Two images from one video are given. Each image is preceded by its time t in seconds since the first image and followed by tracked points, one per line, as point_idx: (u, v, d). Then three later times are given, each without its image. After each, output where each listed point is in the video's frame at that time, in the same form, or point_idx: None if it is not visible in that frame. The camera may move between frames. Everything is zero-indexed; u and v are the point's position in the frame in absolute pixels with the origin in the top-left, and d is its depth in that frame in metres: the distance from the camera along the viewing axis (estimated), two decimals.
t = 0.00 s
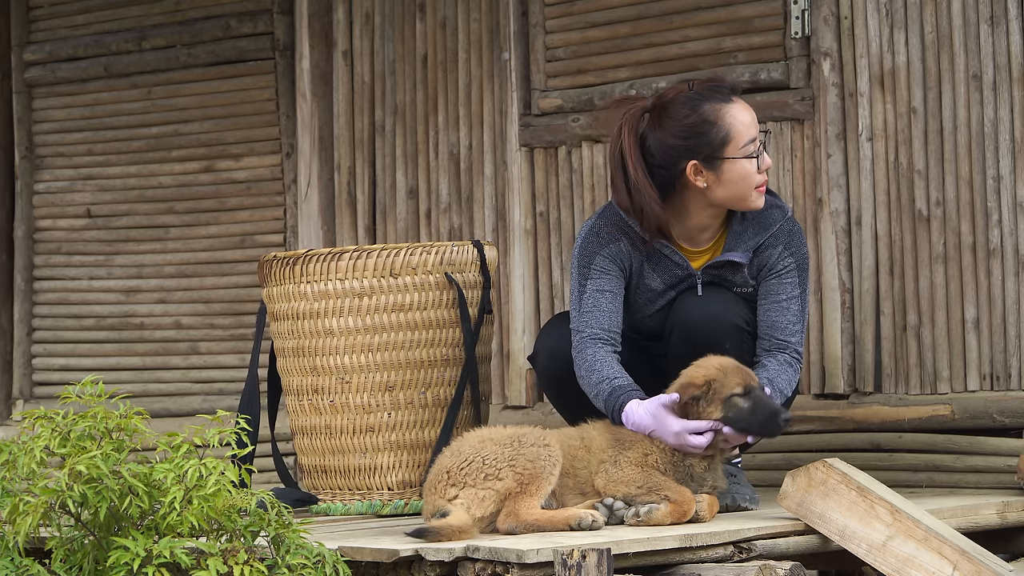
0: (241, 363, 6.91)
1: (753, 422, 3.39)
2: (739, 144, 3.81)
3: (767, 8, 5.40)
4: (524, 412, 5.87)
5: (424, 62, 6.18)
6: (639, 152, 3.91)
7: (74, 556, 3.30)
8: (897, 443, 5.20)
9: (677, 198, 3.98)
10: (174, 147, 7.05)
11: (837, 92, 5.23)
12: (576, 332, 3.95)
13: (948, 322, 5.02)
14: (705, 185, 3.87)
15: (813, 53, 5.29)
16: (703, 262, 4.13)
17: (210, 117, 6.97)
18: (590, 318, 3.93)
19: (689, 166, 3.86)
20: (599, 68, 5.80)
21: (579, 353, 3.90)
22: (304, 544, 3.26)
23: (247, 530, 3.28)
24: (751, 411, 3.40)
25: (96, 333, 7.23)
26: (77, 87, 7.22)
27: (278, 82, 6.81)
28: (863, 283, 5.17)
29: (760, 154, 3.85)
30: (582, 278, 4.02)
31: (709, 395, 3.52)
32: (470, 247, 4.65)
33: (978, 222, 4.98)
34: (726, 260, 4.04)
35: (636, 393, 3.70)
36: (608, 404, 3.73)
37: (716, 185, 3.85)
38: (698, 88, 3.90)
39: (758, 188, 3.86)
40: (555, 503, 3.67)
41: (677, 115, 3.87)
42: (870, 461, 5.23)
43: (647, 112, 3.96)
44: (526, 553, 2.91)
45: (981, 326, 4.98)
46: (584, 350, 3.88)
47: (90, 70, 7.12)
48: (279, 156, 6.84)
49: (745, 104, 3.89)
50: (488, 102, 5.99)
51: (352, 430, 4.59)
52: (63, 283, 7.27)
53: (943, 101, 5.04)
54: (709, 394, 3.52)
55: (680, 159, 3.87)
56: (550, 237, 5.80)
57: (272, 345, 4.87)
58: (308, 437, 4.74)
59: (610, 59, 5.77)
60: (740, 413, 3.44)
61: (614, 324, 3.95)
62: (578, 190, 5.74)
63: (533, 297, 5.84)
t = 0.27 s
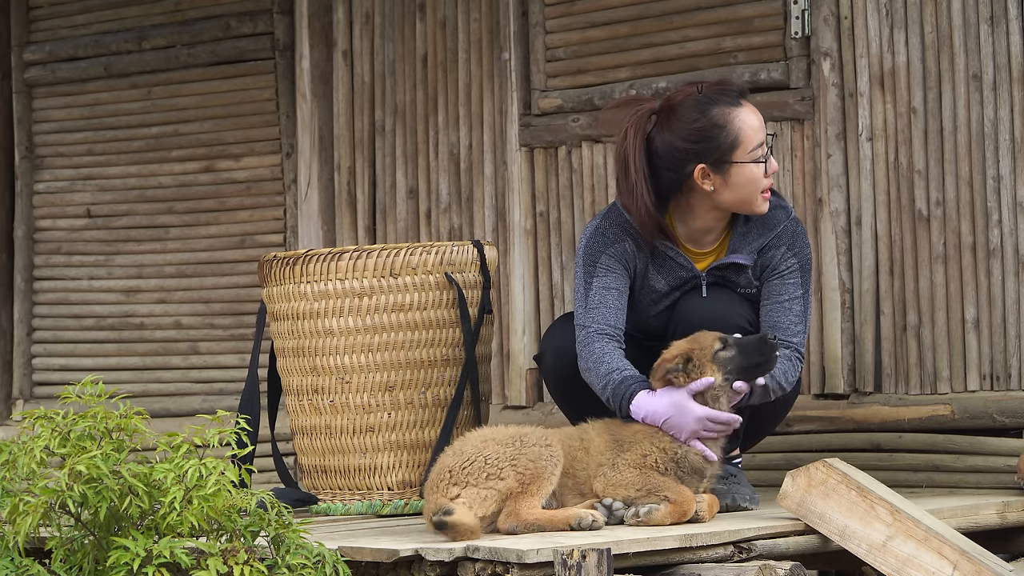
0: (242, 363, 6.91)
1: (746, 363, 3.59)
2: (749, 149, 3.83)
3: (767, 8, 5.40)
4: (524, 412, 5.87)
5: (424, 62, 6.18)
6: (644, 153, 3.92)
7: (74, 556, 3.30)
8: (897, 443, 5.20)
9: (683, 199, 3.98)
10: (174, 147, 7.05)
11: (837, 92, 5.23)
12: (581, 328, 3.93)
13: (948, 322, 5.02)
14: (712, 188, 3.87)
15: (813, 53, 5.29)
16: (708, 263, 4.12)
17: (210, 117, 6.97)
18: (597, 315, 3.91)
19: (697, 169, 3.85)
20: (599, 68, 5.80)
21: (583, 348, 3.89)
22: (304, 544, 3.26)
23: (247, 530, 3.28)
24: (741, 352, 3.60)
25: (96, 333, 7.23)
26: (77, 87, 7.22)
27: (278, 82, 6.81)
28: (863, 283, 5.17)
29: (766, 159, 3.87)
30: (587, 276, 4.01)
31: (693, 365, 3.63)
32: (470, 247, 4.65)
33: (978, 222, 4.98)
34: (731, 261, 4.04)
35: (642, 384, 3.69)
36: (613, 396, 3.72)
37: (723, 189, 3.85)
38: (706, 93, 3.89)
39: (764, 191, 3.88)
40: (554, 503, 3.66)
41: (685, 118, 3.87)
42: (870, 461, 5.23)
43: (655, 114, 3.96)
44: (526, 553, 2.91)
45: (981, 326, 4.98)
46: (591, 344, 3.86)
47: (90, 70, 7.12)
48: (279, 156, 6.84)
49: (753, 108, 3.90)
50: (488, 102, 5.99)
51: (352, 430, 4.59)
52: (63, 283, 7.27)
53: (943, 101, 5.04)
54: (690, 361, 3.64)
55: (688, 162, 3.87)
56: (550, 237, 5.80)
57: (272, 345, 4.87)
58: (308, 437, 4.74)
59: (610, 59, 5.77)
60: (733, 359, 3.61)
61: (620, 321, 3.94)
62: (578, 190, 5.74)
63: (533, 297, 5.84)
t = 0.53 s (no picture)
0: (242, 363, 6.91)
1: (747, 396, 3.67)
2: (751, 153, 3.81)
3: (767, 8, 5.40)
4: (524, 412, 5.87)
5: (424, 62, 6.18)
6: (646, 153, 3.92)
7: (74, 556, 3.30)
8: (897, 443, 5.20)
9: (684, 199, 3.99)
10: (174, 147, 7.05)
11: (837, 92, 5.23)
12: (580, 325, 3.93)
13: (948, 322, 5.02)
14: (715, 188, 3.86)
15: (813, 53, 5.29)
16: (709, 264, 4.13)
17: (210, 117, 6.97)
18: (597, 312, 3.92)
19: (699, 170, 3.85)
20: (599, 68, 5.80)
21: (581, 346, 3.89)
22: (304, 544, 3.26)
23: (247, 530, 3.28)
24: (746, 382, 3.68)
25: (96, 333, 7.23)
26: (77, 87, 7.22)
27: (278, 82, 6.81)
28: (863, 283, 5.17)
29: (769, 159, 3.85)
30: (588, 274, 4.03)
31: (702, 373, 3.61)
32: (470, 247, 4.65)
33: (978, 222, 4.98)
34: (732, 263, 4.05)
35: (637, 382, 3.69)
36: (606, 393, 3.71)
37: (725, 189, 3.85)
38: (711, 94, 3.89)
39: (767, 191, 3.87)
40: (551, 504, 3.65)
41: (689, 119, 3.87)
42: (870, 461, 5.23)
43: (658, 115, 3.96)
44: (526, 553, 2.91)
45: (981, 326, 4.98)
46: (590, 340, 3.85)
47: (90, 70, 7.12)
48: (279, 156, 6.84)
49: (756, 109, 3.89)
50: (488, 102, 5.99)
51: (352, 430, 4.59)
52: (63, 283, 7.28)
53: (943, 101, 5.04)
54: (700, 370, 3.61)
55: (690, 163, 3.87)
56: (550, 237, 5.80)
57: (272, 345, 4.87)
58: (308, 437, 4.74)
59: (610, 59, 5.77)
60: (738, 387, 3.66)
61: (620, 320, 3.94)
62: (578, 190, 5.74)
63: (533, 298, 5.84)
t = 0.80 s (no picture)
0: (242, 362, 6.91)
1: (746, 458, 3.60)
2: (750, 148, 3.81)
3: (767, 8, 5.40)
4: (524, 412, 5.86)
5: (424, 62, 6.18)
6: (645, 153, 3.93)
7: (74, 556, 3.30)
8: (898, 443, 5.19)
9: (684, 198, 3.99)
10: (174, 147, 7.05)
11: (837, 92, 5.23)
12: (580, 324, 3.90)
13: (948, 322, 5.02)
14: (713, 187, 3.87)
15: (813, 53, 5.29)
16: (710, 263, 4.12)
17: (210, 117, 6.97)
18: (598, 312, 3.90)
19: (697, 168, 3.86)
20: (599, 68, 5.80)
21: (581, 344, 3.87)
22: (304, 544, 3.26)
23: (247, 530, 3.28)
24: (759, 447, 3.59)
25: (96, 333, 7.23)
26: (77, 87, 7.22)
27: (278, 82, 6.81)
28: (863, 283, 5.17)
29: (768, 156, 3.85)
30: (590, 273, 4.01)
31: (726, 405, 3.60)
32: (470, 247, 4.65)
33: (978, 222, 4.98)
34: (733, 261, 4.06)
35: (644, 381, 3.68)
36: (613, 392, 3.69)
37: (724, 187, 3.85)
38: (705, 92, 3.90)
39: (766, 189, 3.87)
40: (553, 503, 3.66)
41: (686, 117, 3.87)
42: (870, 461, 5.23)
43: (656, 114, 3.97)
44: (526, 553, 2.91)
45: (981, 326, 4.98)
46: (592, 339, 3.84)
47: (90, 70, 7.12)
48: (279, 156, 6.84)
49: (753, 106, 3.89)
50: (488, 102, 5.99)
51: (352, 430, 4.59)
52: (63, 283, 7.28)
53: (942, 101, 5.04)
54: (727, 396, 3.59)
55: (689, 161, 3.87)
56: (550, 237, 5.80)
57: (272, 345, 4.87)
58: (308, 437, 4.74)
59: (610, 59, 5.77)
60: (745, 443, 3.59)
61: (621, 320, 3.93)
62: (578, 190, 5.74)
63: (533, 298, 5.84)
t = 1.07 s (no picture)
0: (242, 363, 6.91)
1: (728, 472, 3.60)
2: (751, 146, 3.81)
3: (767, 8, 5.40)
4: (524, 412, 5.87)
5: (424, 62, 6.18)
6: (645, 151, 3.92)
7: (74, 556, 3.30)
8: (897, 443, 5.19)
9: (684, 196, 3.98)
10: (174, 147, 7.05)
11: (837, 92, 5.23)
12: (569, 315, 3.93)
13: (948, 322, 5.02)
14: (714, 184, 3.86)
15: (813, 53, 5.29)
16: (709, 261, 4.12)
17: (210, 117, 6.97)
18: (588, 306, 3.92)
19: (698, 167, 3.85)
20: (599, 68, 5.80)
21: (567, 336, 3.87)
22: (304, 544, 3.26)
23: (247, 530, 3.28)
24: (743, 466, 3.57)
25: (96, 333, 7.23)
26: (77, 87, 7.22)
27: (278, 82, 6.81)
28: (863, 283, 5.17)
29: (769, 153, 3.85)
30: (585, 267, 4.02)
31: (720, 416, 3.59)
32: (470, 247, 4.65)
33: (978, 222, 4.98)
34: (732, 259, 4.05)
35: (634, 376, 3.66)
36: (604, 384, 3.66)
37: (725, 184, 3.85)
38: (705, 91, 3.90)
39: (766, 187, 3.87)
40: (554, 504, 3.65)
41: (686, 115, 3.86)
42: (870, 461, 5.23)
43: (656, 113, 3.97)
44: (526, 553, 2.91)
45: (981, 326, 4.98)
46: (575, 331, 3.85)
47: (90, 70, 7.12)
48: (279, 156, 6.84)
49: (753, 104, 3.89)
50: (488, 102, 5.99)
51: (352, 430, 4.59)
52: (63, 283, 7.28)
53: (943, 101, 5.04)
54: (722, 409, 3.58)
55: (690, 159, 3.87)
56: (550, 237, 5.80)
57: (272, 345, 4.87)
58: (308, 437, 4.74)
59: (610, 59, 5.77)
60: (730, 457, 3.59)
61: (609, 315, 3.94)
62: (578, 190, 5.74)
63: (533, 298, 5.85)
